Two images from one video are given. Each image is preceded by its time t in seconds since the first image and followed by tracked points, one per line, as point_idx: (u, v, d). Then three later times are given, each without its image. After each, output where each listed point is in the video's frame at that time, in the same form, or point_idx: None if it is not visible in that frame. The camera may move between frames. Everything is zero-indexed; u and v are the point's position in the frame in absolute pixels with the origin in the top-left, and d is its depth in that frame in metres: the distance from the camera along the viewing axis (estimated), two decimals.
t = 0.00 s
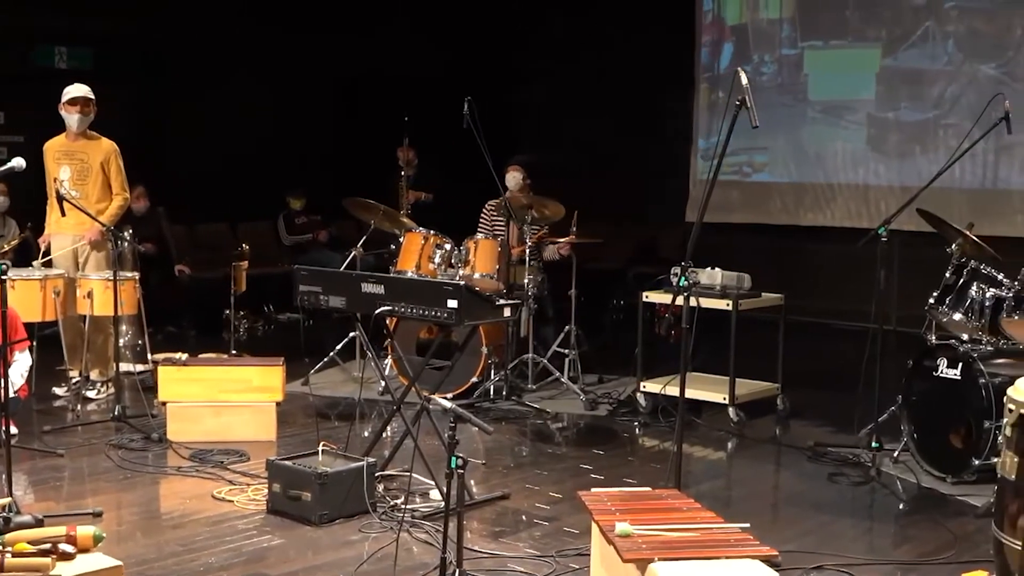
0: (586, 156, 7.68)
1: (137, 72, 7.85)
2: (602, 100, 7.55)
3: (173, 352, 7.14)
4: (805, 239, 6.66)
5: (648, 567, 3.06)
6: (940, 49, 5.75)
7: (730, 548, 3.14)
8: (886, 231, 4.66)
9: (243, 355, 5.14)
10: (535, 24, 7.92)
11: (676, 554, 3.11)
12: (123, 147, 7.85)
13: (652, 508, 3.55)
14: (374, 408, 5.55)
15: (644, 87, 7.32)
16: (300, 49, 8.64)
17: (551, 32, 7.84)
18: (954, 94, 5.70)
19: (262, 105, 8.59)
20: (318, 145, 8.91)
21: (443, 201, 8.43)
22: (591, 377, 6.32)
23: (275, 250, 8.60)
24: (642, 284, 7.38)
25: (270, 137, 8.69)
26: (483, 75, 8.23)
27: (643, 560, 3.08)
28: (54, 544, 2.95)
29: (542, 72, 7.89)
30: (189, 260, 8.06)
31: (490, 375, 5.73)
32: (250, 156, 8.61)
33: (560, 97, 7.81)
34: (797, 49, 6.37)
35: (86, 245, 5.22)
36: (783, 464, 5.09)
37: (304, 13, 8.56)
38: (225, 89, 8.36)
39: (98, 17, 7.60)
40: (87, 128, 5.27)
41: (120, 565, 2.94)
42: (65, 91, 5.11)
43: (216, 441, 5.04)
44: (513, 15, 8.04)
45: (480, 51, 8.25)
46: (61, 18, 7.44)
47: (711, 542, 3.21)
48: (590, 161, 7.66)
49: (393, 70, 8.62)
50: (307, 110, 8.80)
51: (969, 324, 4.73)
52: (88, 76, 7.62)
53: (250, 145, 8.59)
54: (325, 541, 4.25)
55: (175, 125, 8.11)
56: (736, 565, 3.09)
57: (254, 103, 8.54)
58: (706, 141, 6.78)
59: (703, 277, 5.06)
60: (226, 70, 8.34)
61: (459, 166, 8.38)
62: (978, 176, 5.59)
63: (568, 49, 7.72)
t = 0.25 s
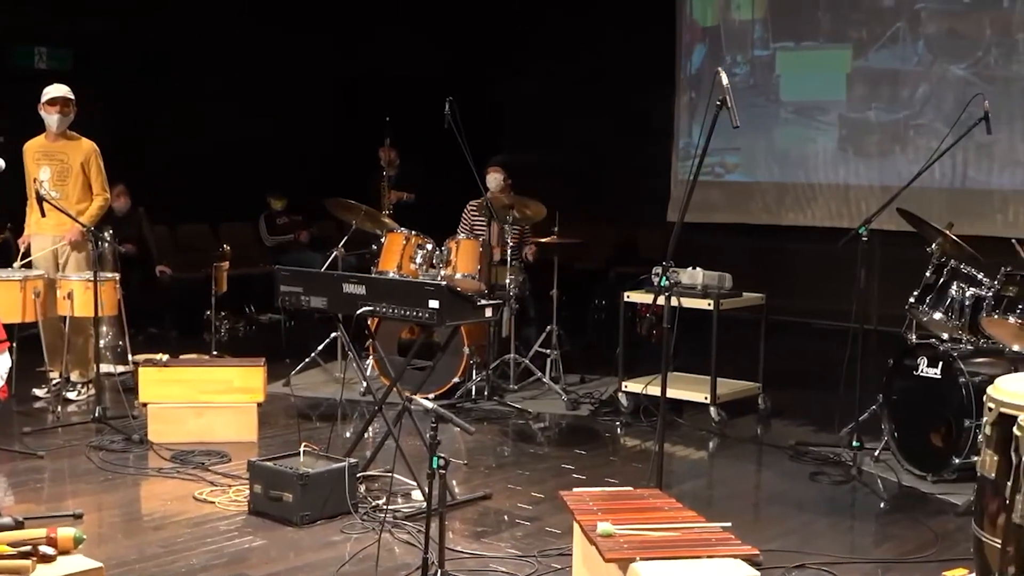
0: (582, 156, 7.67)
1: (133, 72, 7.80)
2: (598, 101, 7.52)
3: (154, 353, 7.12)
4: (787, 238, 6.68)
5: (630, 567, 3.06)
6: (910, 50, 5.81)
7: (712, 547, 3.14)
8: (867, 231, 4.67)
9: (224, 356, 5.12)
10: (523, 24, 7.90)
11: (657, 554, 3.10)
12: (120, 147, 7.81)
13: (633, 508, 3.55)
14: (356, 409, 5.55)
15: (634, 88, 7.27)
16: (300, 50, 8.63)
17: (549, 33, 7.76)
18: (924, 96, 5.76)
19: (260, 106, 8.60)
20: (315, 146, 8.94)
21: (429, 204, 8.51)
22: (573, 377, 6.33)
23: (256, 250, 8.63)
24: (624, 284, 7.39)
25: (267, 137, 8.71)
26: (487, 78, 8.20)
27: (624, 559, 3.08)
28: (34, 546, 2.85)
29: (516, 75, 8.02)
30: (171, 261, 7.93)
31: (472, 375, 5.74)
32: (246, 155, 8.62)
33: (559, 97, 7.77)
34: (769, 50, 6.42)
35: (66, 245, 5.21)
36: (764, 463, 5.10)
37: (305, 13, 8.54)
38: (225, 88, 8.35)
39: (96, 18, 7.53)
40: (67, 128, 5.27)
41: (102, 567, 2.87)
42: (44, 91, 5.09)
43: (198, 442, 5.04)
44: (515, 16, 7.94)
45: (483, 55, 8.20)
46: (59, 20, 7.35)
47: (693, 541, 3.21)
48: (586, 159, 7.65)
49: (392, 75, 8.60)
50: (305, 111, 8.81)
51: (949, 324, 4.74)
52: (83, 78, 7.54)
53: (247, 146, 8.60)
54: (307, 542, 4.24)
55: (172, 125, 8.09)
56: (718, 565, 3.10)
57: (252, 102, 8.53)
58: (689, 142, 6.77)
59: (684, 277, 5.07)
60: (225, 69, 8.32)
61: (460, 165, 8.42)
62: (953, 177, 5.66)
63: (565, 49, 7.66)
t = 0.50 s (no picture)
0: (578, 155, 7.57)
1: (132, 74, 7.93)
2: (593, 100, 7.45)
3: (134, 354, 7.12)
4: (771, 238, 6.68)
5: (613, 567, 3.05)
6: (881, 51, 5.89)
7: (694, 547, 3.13)
8: (848, 230, 4.70)
9: (206, 357, 5.11)
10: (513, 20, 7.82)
11: (640, 554, 3.10)
12: (119, 147, 7.94)
13: (616, 508, 3.54)
14: (338, 409, 5.55)
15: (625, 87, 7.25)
16: (300, 54, 8.76)
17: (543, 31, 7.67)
18: (895, 97, 5.86)
19: (259, 108, 8.75)
20: (314, 149, 9.00)
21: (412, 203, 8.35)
22: (555, 377, 6.34)
23: (236, 250, 8.53)
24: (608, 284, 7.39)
25: (265, 139, 8.84)
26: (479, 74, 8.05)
27: (606, 559, 3.07)
28: (14, 549, 2.85)
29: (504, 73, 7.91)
30: (151, 261, 7.83)
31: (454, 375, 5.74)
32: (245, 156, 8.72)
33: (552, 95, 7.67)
34: (741, 52, 6.49)
35: (47, 246, 5.20)
36: (747, 462, 5.11)
37: (305, 17, 8.67)
38: (224, 90, 8.52)
39: (87, 21, 7.59)
40: (48, 128, 5.24)
41: (83, 570, 2.87)
42: (25, 92, 5.08)
43: (181, 443, 5.03)
44: (511, 13, 7.82)
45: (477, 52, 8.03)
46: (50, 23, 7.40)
47: (674, 540, 3.20)
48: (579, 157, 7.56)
49: (389, 77, 8.51)
50: (304, 114, 8.92)
51: (931, 323, 4.76)
52: (75, 81, 7.60)
53: (245, 148, 8.73)
54: (289, 543, 4.24)
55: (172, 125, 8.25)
56: (700, 563, 3.09)
57: (251, 104, 8.69)
58: (669, 143, 6.85)
59: (666, 276, 5.09)
60: (224, 72, 8.51)
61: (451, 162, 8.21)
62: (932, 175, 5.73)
63: (558, 47, 7.59)
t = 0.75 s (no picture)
0: (579, 155, 7.34)
1: (125, 74, 7.88)
2: (576, 98, 7.36)
3: (112, 356, 7.11)
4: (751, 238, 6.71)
5: (592, 567, 3.03)
6: (845, 52, 5.91)
7: (673, 547, 3.12)
8: (825, 229, 4.73)
9: (184, 358, 5.10)
10: (492, 19, 7.74)
11: (618, 554, 3.08)
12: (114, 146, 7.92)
13: (595, 509, 3.53)
14: (317, 410, 5.57)
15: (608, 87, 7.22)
16: (302, 54, 8.61)
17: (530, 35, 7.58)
18: (857, 97, 5.88)
19: (258, 108, 8.62)
20: (314, 149, 8.84)
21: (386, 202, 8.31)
22: (533, 379, 6.37)
23: (213, 251, 8.62)
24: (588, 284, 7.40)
25: (265, 140, 8.72)
26: (459, 73, 7.99)
27: (585, 559, 3.06)
28: None
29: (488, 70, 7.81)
30: (128, 262, 7.95)
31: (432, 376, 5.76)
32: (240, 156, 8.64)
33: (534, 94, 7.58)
34: (705, 53, 6.56)
35: (23, 247, 5.21)
36: (725, 462, 5.13)
37: (306, 16, 8.53)
38: (222, 89, 8.44)
39: (73, 23, 7.52)
40: (23, 128, 5.27)
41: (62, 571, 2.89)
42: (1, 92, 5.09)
43: (158, 444, 5.03)
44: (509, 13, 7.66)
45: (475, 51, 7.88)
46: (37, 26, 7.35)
47: (653, 540, 3.20)
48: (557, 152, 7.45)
49: (390, 78, 8.38)
50: (303, 114, 8.74)
51: (908, 322, 4.79)
52: (65, 82, 7.55)
53: (244, 148, 8.65)
54: (268, 544, 4.22)
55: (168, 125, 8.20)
56: (679, 563, 3.08)
57: (249, 105, 8.57)
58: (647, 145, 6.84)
59: (644, 276, 5.11)
60: (222, 73, 8.43)
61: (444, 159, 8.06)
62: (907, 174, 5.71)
63: (542, 47, 7.51)
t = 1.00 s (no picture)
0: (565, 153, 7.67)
1: (125, 74, 7.75)
2: (559, 100, 7.64)
3: (94, 357, 7.11)
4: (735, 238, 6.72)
5: (577, 568, 3.00)
6: (815, 53, 6.11)
7: (657, 546, 3.10)
8: (809, 229, 4.72)
9: (167, 359, 5.09)
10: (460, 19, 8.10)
11: (602, 554, 3.06)
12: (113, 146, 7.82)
13: (578, 509, 3.51)
14: (299, 411, 5.56)
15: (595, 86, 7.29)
16: (302, 55, 8.45)
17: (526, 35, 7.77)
18: (830, 97, 6.06)
19: (258, 108, 8.44)
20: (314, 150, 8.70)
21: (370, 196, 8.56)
22: (518, 378, 6.36)
23: (197, 252, 8.48)
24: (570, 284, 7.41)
25: (265, 140, 8.55)
26: (451, 74, 8.25)
27: (569, 559, 3.04)
28: None
29: (476, 68, 8.07)
30: (112, 263, 7.87)
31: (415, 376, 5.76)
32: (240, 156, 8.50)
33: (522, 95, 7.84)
34: (678, 54, 6.70)
35: (4, 247, 5.24)
36: (709, 461, 5.14)
37: (305, 16, 8.38)
38: (222, 88, 8.27)
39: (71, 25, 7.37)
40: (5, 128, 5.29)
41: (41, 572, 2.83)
42: None
43: (140, 446, 5.02)
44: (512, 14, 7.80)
45: (475, 51, 8.06)
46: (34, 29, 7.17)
47: (638, 539, 3.18)
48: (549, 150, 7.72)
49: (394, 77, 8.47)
50: (305, 114, 8.59)
51: (891, 322, 4.78)
52: (65, 83, 7.43)
53: (243, 147, 8.49)
54: (251, 545, 4.21)
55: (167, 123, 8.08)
56: (665, 563, 3.07)
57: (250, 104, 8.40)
58: (629, 146, 6.94)
59: (627, 276, 5.11)
60: (219, 71, 8.23)
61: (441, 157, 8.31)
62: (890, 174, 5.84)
63: (530, 52, 7.75)
